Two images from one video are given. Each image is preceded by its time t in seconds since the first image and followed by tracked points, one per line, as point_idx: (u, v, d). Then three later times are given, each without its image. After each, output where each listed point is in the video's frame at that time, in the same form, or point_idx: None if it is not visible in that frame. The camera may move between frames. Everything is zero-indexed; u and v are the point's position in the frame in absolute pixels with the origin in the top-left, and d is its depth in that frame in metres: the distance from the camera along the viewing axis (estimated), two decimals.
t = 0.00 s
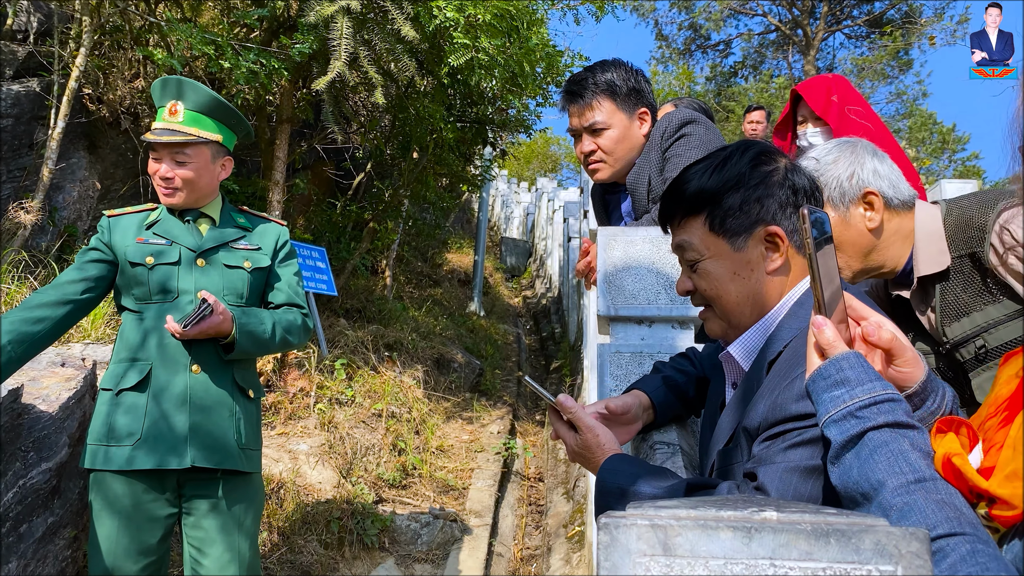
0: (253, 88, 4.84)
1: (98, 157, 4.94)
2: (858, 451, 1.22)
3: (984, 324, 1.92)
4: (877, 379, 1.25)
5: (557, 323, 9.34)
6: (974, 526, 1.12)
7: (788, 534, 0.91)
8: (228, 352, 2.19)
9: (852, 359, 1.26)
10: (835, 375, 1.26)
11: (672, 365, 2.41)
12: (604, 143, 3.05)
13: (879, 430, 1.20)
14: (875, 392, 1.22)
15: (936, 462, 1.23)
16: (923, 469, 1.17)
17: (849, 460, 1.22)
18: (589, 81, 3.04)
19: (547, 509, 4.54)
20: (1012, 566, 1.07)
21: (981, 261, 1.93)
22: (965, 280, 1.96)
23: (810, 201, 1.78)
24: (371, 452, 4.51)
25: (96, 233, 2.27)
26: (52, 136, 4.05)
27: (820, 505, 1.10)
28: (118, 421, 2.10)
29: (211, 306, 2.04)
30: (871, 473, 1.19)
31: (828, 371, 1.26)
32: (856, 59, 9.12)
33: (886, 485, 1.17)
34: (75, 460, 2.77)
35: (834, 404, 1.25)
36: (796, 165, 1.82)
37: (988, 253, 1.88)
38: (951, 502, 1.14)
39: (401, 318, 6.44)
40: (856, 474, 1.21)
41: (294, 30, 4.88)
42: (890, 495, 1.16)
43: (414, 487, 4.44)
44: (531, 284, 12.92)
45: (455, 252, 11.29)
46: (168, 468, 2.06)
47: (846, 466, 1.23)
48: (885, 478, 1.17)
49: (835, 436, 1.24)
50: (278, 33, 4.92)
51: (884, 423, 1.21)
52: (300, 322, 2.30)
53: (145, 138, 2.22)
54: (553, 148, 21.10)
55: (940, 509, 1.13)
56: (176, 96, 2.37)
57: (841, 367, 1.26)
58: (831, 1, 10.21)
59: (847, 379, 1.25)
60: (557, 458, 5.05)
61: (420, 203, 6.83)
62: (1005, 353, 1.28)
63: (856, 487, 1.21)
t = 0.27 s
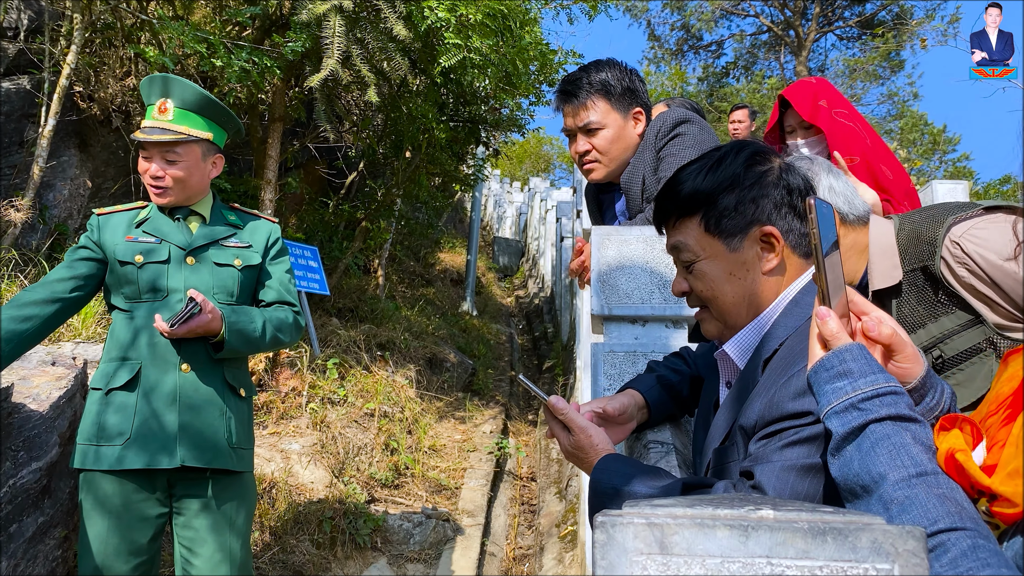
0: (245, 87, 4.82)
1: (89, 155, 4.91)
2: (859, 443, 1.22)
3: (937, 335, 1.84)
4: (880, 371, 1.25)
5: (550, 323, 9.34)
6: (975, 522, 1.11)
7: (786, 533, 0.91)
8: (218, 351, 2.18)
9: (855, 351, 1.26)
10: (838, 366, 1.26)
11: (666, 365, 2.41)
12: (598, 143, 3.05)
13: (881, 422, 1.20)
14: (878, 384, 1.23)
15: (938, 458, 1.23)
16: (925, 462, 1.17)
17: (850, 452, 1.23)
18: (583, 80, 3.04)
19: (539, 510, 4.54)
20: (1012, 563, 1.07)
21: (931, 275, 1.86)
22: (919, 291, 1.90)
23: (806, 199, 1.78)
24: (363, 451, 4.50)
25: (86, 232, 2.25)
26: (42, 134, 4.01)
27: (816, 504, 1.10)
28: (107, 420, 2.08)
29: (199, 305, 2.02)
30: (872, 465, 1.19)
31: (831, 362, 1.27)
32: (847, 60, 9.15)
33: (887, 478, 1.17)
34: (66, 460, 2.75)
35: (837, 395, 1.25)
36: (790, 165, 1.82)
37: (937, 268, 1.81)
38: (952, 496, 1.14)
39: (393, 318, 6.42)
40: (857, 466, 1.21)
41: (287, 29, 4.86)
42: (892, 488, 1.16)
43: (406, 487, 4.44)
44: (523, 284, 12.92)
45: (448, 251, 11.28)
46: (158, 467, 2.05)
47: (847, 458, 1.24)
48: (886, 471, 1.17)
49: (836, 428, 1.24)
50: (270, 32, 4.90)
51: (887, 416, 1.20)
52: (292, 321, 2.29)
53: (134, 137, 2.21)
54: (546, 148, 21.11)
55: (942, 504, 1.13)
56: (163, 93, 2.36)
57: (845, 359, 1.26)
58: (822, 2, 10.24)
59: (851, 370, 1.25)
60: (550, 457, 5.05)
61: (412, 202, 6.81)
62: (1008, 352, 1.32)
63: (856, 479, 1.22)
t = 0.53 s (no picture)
0: (239, 85, 4.80)
1: (82, 153, 4.88)
2: (865, 438, 1.22)
3: (919, 324, 1.86)
4: (886, 367, 1.25)
5: (544, 323, 9.35)
6: (981, 517, 1.12)
7: (791, 532, 0.91)
8: (211, 350, 2.17)
9: (862, 347, 1.27)
10: (845, 362, 1.27)
11: (665, 364, 2.41)
12: (597, 144, 3.05)
13: (887, 418, 1.21)
14: (885, 380, 1.23)
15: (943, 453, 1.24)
16: (931, 458, 1.17)
17: (856, 448, 1.23)
18: (581, 80, 3.04)
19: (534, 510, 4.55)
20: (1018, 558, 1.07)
21: (916, 264, 1.87)
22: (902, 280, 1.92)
23: (802, 199, 1.79)
24: (358, 451, 4.49)
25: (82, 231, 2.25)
26: (36, 133, 3.98)
27: (820, 503, 1.10)
28: (100, 419, 2.08)
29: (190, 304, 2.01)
30: (879, 461, 1.19)
31: (838, 358, 1.28)
32: (840, 61, 9.18)
33: (893, 473, 1.17)
34: (60, 460, 2.74)
35: (844, 391, 1.25)
36: (785, 164, 1.82)
37: (922, 257, 1.82)
38: (959, 493, 1.14)
39: (387, 317, 6.41)
40: (862, 462, 1.22)
41: (281, 28, 4.85)
42: (898, 484, 1.16)
43: (401, 486, 4.43)
44: (517, 284, 12.91)
45: (442, 251, 11.27)
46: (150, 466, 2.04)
47: (852, 454, 1.24)
48: (892, 467, 1.18)
49: (842, 424, 1.24)
50: (265, 31, 4.89)
51: (893, 412, 1.21)
52: (287, 320, 2.27)
53: (126, 135, 2.20)
54: (540, 148, 21.12)
55: (948, 499, 1.13)
56: (157, 90, 2.34)
57: (851, 355, 1.27)
58: (816, 3, 10.28)
59: (857, 366, 1.26)
60: (545, 457, 5.06)
61: (407, 201, 6.80)
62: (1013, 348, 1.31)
63: (862, 475, 1.22)
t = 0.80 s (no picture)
0: (235, 84, 4.79)
1: (77, 152, 4.86)
2: (872, 437, 1.22)
3: (921, 315, 1.88)
4: (893, 366, 1.25)
5: (539, 323, 9.36)
6: (989, 515, 1.12)
7: (798, 532, 0.91)
8: (201, 351, 2.16)
9: (869, 345, 1.27)
10: (852, 360, 1.27)
11: (663, 364, 2.42)
12: (596, 144, 3.05)
13: (894, 416, 1.21)
14: (892, 379, 1.23)
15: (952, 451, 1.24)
16: (939, 456, 1.17)
17: (863, 446, 1.23)
18: (580, 80, 3.04)
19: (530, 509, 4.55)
20: None
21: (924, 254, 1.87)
22: (906, 270, 1.93)
23: (799, 201, 1.79)
24: (354, 451, 4.48)
25: (81, 232, 2.25)
26: (30, 131, 3.96)
27: (826, 502, 1.10)
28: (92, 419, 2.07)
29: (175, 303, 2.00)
30: (886, 459, 1.19)
31: (845, 357, 1.28)
32: (834, 62, 9.22)
33: (901, 471, 1.17)
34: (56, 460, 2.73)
35: (851, 390, 1.25)
36: (778, 164, 1.81)
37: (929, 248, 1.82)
38: (967, 490, 1.14)
39: (382, 317, 6.40)
40: (870, 460, 1.22)
41: (277, 27, 4.84)
42: (906, 482, 1.17)
43: (397, 486, 4.43)
44: (512, 284, 12.91)
45: (437, 251, 11.26)
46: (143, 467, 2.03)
47: (860, 452, 1.24)
48: (900, 465, 1.18)
49: (849, 422, 1.25)
50: (261, 29, 4.88)
51: (900, 410, 1.21)
52: (280, 321, 2.27)
53: (127, 134, 2.20)
54: (535, 148, 21.12)
55: (957, 497, 1.13)
56: (158, 90, 2.34)
57: (858, 353, 1.27)
58: (810, 4, 10.32)
59: (865, 365, 1.26)
60: (541, 457, 5.06)
61: (402, 201, 6.79)
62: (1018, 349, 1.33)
63: (870, 473, 1.22)
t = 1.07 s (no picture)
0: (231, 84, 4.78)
1: (73, 151, 4.84)
2: (881, 435, 1.23)
3: (940, 298, 1.89)
4: (903, 365, 1.26)
5: (535, 324, 9.36)
6: (1000, 514, 1.12)
7: (805, 531, 0.91)
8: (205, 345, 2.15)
9: (879, 344, 1.28)
10: (863, 359, 1.28)
11: (661, 364, 2.42)
12: (595, 143, 3.04)
13: (904, 414, 1.21)
14: (902, 377, 1.24)
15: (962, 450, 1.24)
16: (949, 455, 1.17)
17: (872, 444, 1.23)
18: (580, 79, 3.04)
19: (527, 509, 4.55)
20: None
21: (946, 235, 1.89)
22: (925, 251, 1.94)
23: (800, 201, 1.79)
24: (351, 451, 4.46)
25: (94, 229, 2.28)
26: (26, 130, 3.94)
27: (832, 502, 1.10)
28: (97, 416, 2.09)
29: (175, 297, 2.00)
30: (895, 457, 1.19)
31: (855, 355, 1.29)
32: (830, 62, 9.25)
33: (910, 469, 1.17)
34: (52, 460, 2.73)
35: (861, 388, 1.26)
36: (779, 165, 1.82)
37: (952, 232, 1.85)
38: (976, 488, 1.14)
39: (379, 317, 6.40)
40: (879, 458, 1.22)
41: (274, 26, 4.83)
42: (916, 479, 1.17)
43: (394, 486, 4.43)
44: (508, 284, 12.91)
45: (433, 251, 11.25)
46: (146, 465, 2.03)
47: (869, 450, 1.24)
48: (909, 462, 1.18)
49: (859, 420, 1.25)
50: (257, 29, 4.87)
51: (910, 408, 1.21)
52: (290, 318, 2.23)
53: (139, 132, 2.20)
54: (530, 149, 21.13)
55: (967, 495, 1.13)
56: (170, 88, 2.33)
57: (869, 351, 1.28)
58: (806, 5, 10.35)
59: (875, 363, 1.26)
60: (538, 457, 5.07)
61: (399, 201, 6.78)
62: None
63: (879, 471, 1.22)
